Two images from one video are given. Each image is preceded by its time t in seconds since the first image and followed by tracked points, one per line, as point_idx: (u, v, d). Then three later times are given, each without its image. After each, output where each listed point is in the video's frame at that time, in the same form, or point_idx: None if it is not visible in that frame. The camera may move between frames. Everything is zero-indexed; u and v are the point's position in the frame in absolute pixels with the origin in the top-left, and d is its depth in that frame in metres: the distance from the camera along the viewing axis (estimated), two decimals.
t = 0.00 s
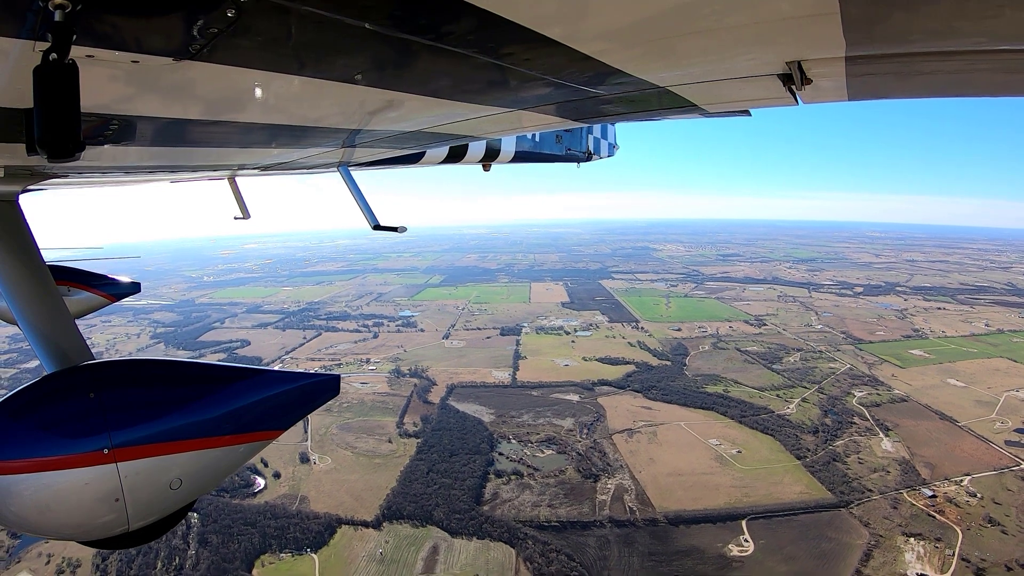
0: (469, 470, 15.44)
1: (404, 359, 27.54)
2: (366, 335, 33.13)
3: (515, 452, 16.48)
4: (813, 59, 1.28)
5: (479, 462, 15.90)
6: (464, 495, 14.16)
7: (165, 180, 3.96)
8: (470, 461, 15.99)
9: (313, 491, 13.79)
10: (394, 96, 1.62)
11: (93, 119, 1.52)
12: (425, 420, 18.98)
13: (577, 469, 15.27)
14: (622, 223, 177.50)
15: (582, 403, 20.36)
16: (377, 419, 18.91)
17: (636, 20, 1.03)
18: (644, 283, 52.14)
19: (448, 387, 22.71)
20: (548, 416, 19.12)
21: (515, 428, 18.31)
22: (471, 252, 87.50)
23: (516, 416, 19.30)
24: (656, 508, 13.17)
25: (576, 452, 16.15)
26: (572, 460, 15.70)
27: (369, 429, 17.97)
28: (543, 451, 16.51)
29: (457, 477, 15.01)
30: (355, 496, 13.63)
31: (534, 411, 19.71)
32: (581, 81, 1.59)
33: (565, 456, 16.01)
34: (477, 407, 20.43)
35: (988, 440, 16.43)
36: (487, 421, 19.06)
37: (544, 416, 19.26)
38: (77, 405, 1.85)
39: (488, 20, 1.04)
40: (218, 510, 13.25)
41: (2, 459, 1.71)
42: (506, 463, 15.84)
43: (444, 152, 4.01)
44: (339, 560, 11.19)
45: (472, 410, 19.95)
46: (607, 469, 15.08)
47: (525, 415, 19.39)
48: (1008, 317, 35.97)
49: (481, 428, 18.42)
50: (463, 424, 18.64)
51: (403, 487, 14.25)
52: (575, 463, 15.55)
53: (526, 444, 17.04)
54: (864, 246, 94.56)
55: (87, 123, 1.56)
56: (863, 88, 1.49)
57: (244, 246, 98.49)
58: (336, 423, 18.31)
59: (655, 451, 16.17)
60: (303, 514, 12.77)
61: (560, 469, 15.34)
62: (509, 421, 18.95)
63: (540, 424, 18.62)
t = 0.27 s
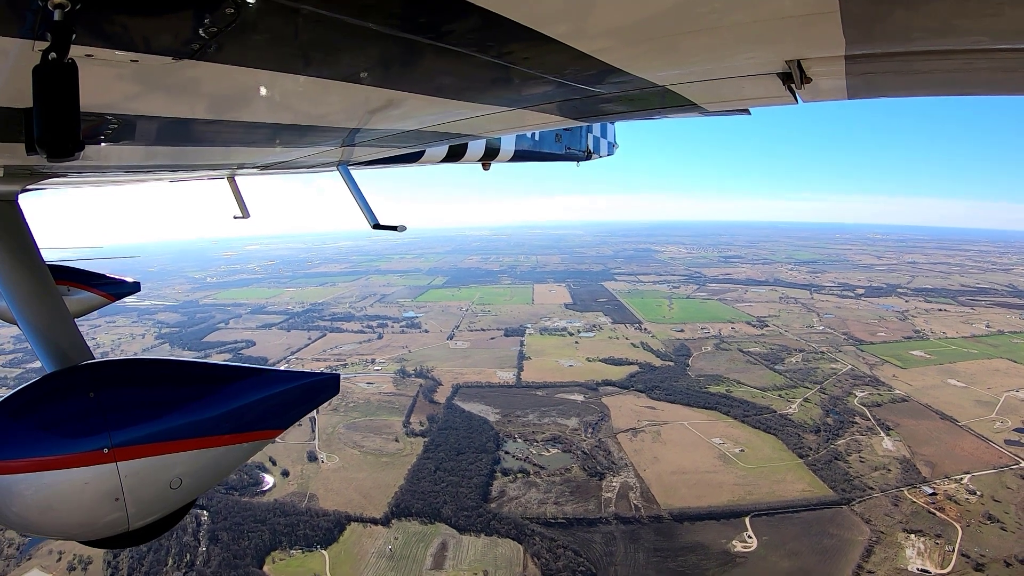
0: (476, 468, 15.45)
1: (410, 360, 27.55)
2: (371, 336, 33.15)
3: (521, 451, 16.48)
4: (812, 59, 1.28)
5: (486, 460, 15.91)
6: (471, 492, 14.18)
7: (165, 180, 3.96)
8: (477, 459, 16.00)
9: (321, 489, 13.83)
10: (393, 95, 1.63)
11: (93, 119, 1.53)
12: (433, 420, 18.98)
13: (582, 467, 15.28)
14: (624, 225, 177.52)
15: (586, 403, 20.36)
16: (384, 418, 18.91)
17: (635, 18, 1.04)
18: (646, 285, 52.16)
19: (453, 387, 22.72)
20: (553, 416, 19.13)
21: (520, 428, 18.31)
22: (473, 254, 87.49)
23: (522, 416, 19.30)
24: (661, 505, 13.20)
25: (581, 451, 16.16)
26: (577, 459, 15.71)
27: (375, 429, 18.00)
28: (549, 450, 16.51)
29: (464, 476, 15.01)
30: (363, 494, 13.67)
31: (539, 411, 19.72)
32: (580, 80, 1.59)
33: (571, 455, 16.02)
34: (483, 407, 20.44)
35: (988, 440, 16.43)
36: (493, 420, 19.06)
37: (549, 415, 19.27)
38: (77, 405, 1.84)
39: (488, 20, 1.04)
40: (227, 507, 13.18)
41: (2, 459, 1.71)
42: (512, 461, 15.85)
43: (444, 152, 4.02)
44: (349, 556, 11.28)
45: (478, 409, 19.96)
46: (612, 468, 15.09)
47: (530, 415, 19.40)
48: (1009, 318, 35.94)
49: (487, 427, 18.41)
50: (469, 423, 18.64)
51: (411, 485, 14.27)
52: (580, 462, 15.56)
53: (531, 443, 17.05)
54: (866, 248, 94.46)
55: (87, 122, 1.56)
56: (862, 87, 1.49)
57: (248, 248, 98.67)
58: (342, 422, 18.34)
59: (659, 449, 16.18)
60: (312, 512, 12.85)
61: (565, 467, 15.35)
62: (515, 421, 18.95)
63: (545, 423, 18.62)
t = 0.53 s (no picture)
0: (483, 467, 15.46)
1: (415, 361, 27.58)
2: (376, 337, 33.21)
3: (527, 450, 16.48)
4: (814, 58, 1.28)
5: (493, 459, 15.92)
6: (478, 491, 14.20)
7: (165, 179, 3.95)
8: (484, 458, 16.01)
9: (330, 488, 13.88)
10: (392, 94, 1.63)
11: (94, 118, 1.53)
12: (439, 420, 18.98)
13: (588, 466, 15.29)
14: (626, 227, 177.56)
15: (591, 403, 20.37)
16: (391, 418, 18.92)
17: (635, 17, 1.04)
18: (649, 287, 52.17)
19: (458, 388, 22.73)
20: (558, 416, 19.14)
21: (525, 428, 18.32)
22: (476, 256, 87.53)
23: (527, 416, 19.32)
24: (666, 502, 13.23)
25: (586, 450, 16.17)
26: (583, 458, 15.71)
27: (383, 428, 18.04)
28: (554, 449, 16.51)
29: (471, 475, 15.02)
30: (372, 492, 13.72)
31: (544, 411, 19.73)
32: (580, 79, 1.59)
33: (576, 454, 16.02)
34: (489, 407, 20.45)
35: (988, 439, 16.43)
36: (499, 420, 19.07)
37: (554, 416, 19.28)
38: (77, 404, 1.85)
39: (488, 19, 1.04)
40: (235, 507, 13.13)
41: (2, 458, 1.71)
42: (518, 460, 15.87)
43: (444, 151, 4.02)
44: (360, 553, 11.34)
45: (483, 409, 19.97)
46: (617, 467, 15.10)
47: (535, 415, 19.41)
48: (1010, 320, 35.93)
49: (492, 427, 18.42)
50: (475, 423, 18.64)
51: (420, 484, 14.29)
52: (586, 461, 15.57)
53: (537, 443, 17.05)
54: (868, 250, 94.36)
55: (89, 122, 1.56)
56: (864, 87, 1.49)
57: (252, 250, 98.84)
58: (350, 422, 18.40)
59: (663, 449, 16.20)
60: (322, 510, 12.92)
61: (571, 466, 15.36)
62: (520, 421, 18.95)
63: (551, 423, 18.64)
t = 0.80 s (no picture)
0: (490, 466, 15.46)
1: (421, 362, 27.61)
2: (381, 339, 33.24)
3: (533, 450, 16.48)
4: (815, 59, 1.28)
5: (500, 459, 15.92)
6: (486, 489, 14.20)
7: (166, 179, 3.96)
8: (491, 458, 16.00)
9: (339, 487, 13.92)
10: (393, 94, 1.63)
11: (96, 118, 1.53)
12: (445, 420, 18.98)
13: (594, 465, 15.28)
14: (628, 230, 177.55)
15: (595, 403, 20.37)
16: (398, 419, 18.95)
17: (636, 17, 1.03)
18: (651, 289, 52.19)
19: (464, 389, 22.74)
20: (563, 416, 19.13)
21: (531, 428, 18.31)
22: (478, 259, 87.56)
23: (533, 416, 19.32)
24: (671, 501, 13.25)
25: (592, 450, 16.16)
26: (589, 457, 15.70)
27: (389, 428, 18.07)
28: (560, 449, 16.49)
29: (479, 473, 15.01)
30: (381, 491, 13.76)
31: (549, 411, 19.72)
32: (580, 80, 1.59)
33: (582, 454, 16.01)
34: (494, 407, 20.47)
35: (989, 438, 16.42)
36: (504, 420, 19.07)
37: (559, 416, 19.27)
38: (77, 404, 1.85)
39: (489, 19, 1.04)
40: (245, 507, 13.06)
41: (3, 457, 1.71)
42: (525, 459, 15.87)
43: (445, 152, 4.02)
44: (370, 550, 11.34)
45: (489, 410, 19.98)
46: (622, 466, 15.09)
47: (541, 415, 19.40)
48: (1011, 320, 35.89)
49: (499, 427, 18.41)
50: (481, 423, 18.65)
51: (429, 482, 14.31)
52: (591, 460, 15.55)
53: (543, 443, 17.03)
54: (870, 252, 94.26)
55: (90, 121, 1.56)
56: (864, 89, 1.48)
57: (256, 253, 99.07)
58: (356, 422, 18.44)
59: (667, 449, 16.19)
60: (332, 508, 12.96)
61: (577, 465, 15.35)
62: (525, 421, 18.96)
63: (556, 423, 18.63)
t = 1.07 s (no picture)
0: (498, 466, 15.46)
1: (427, 364, 27.63)
2: (385, 341, 33.27)
3: (539, 450, 16.47)
4: (815, 59, 1.28)
5: (506, 458, 15.93)
6: (493, 487, 14.21)
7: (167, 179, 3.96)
8: (498, 457, 16.01)
9: (348, 487, 13.95)
10: (393, 94, 1.63)
11: (97, 118, 1.53)
12: (451, 420, 18.98)
13: (599, 464, 15.27)
14: (630, 232, 177.52)
15: (600, 404, 20.37)
16: (403, 420, 18.97)
17: (635, 17, 1.03)
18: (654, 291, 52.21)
19: (469, 390, 22.74)
20: (568, 417, 19.13)
21: (536, 428, 18.32)
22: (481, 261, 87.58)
23: (538, 417, 19.32)
24: (676, 499, 13.27)
25: (597, 450, 16.15)
26: (595, 457, 15.69)
27: (396, 429, 18.10)
28: (565, 448, 16.49)
29: (486, 473, 15.01)
30: (390, 491, 13.79)
31: (555, 412, 19.72)
32: (580, 81, 1.59)
33: (587, 453, 16.00)
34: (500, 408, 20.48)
35: (989, 436, 16.40)
36: (510, 421, 19.07)
37: (564, 416, 19.27)
38: (77, 404, 1.84)
39: (490, 19, 1.04)
40: (255, 507, 13.03)
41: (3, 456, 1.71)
42: (531, 459, 15.87)
43: (445, 152, 4.02)
44: (380, 548, 11.37)
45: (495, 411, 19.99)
46: (627, 465, 15.08)
47: (546, 416, 19.41)
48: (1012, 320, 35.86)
49: (505, 428, 18.40)
50: (487, 424, 18.65)
51: (437, 482, 14.33)
52: (597, 459, 15.55)
53: (549, 442, 17.03)
54: (873, 254, 94.11)
55: (92, 121, 1.57)
56: (866, 89, 1.48)
57: (260, 256, 99.09)
58: (363, 423, 18.48)
59: (671, 448, 16.20)
60: (342, 507, 12.99)
61: (583, 464, 15.34)
62: (531, 421, 18.96)
63: (561, 424, 18.63)
